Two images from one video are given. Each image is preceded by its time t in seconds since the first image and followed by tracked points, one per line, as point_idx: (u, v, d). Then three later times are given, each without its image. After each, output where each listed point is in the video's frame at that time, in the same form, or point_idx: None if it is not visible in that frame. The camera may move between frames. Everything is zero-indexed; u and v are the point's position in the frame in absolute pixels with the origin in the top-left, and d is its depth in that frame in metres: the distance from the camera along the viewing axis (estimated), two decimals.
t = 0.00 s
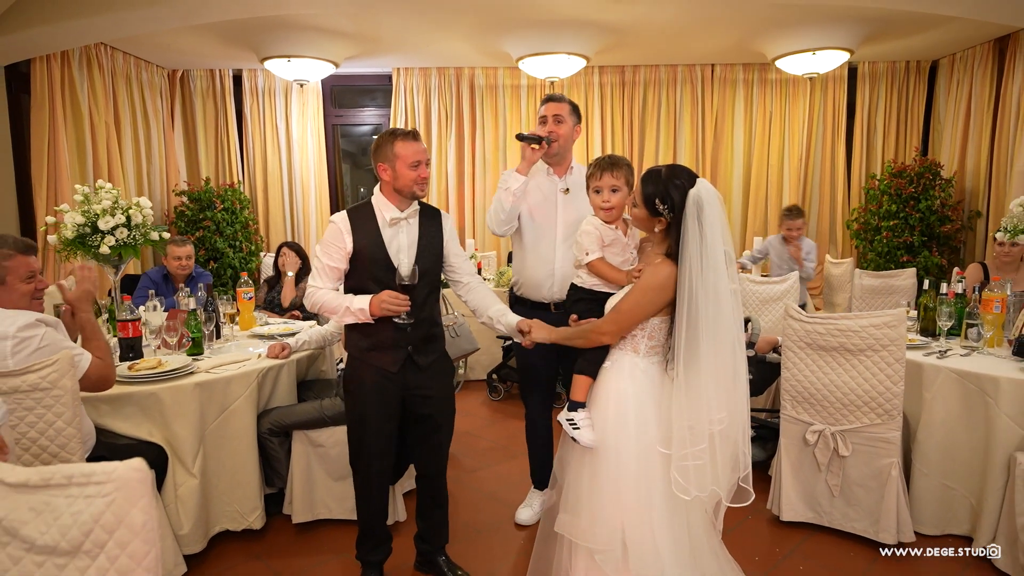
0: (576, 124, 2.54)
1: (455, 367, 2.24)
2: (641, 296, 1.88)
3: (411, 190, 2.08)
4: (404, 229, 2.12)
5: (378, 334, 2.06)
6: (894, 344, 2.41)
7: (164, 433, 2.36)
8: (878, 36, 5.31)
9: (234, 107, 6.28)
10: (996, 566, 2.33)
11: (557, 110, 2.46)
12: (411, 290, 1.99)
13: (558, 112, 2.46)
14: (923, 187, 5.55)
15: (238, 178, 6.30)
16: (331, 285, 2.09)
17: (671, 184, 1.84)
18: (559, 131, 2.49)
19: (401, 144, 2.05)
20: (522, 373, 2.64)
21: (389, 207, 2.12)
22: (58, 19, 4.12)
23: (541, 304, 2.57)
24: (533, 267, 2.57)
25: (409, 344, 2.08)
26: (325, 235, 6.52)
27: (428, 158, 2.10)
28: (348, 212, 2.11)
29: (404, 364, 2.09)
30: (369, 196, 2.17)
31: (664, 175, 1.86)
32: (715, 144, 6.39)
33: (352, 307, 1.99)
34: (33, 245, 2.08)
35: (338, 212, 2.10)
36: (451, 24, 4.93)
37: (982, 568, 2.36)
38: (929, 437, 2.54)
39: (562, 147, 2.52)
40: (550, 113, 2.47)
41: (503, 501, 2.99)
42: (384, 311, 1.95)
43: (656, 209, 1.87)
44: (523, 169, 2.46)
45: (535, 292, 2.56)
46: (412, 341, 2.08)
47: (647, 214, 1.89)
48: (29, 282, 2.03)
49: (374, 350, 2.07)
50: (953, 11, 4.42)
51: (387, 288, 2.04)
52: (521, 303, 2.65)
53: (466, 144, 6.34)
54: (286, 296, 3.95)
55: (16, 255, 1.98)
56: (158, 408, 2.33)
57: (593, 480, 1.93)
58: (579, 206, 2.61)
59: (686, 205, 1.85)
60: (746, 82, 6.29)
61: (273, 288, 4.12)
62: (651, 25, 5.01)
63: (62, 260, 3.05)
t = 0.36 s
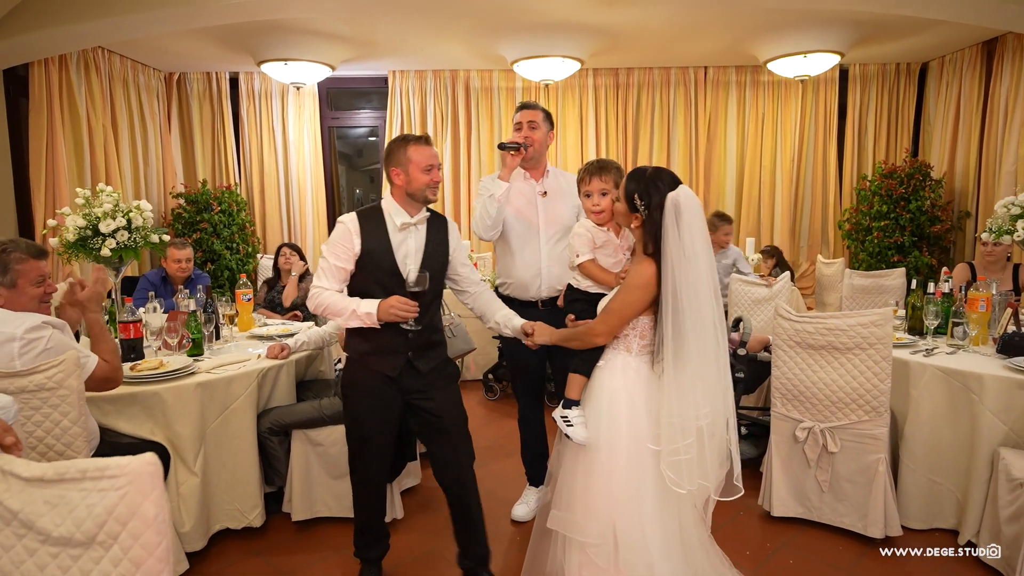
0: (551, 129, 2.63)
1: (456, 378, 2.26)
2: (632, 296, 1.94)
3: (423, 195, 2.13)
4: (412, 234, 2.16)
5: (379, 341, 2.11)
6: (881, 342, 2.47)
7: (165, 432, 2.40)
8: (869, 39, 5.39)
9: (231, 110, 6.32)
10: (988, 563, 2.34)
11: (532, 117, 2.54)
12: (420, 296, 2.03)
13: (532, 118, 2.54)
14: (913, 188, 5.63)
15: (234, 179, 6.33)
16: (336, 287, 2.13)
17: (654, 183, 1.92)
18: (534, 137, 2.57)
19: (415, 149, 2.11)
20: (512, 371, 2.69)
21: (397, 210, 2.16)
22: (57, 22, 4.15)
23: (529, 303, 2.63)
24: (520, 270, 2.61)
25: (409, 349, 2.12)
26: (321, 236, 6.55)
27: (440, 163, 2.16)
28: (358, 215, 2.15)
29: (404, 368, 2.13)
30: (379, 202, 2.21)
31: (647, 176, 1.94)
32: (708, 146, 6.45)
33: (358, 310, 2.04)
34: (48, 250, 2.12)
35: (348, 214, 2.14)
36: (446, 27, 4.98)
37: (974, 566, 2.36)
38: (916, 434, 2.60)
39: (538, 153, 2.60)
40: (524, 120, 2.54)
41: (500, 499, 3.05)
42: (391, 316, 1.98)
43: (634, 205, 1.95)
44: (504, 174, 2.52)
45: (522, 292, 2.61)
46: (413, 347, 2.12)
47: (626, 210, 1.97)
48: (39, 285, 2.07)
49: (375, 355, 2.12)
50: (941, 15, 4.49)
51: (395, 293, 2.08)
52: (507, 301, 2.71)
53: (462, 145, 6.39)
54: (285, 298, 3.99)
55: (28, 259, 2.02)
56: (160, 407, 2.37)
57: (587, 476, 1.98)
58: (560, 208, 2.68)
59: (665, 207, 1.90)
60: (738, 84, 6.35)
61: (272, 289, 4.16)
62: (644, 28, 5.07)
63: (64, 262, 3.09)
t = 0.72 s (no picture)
0: (538, 132, 2.72)
1: (496, 386, 2.25)
2: (619, 292, 1.98)
3: (485, 202, 2.08)
4: (468, 241, 2.10)
5: (426, 347, 2.10)
6: (868, 340, 2.50)
7: (162, 431, 2.43)
8: (861, 40, 5.43)
9: (228, 111, 6.35)
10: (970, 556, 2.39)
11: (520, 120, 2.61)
12: (470, 303, 2.04)
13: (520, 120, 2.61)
14: (906, 188, 5.67)
15: (231, 180, 6.36)
16: (388, 291, 2.11)
17: (633, 179, 1.98)
18: (523, 140, 2.66)
19: (479, 153, 2.03)
20: (507, 368, 2.75)
21: (454, 217, 2.08)
22: (54, 24, 4.18)
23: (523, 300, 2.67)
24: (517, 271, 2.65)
25: (453, 355, 2.12)
26: (317, 237, 6.58)
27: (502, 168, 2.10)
28: (415, 219, 2.07)
29: (448, 374, 2.13)
30: (432, 205, 2.12)
31: (626, 173, 2.00)
32: (703, 146, 6.49)
33: (409, 318, 2.03)
34: (52, 255, 2.16)
35: (404, 218, 2.06)
36: (441, 29, 5.02)
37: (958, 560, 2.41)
38: (903, 430, 2.64)
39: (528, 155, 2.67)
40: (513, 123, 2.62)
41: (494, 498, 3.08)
42: (442, 325, 2.00)
43: (614, 200, 2.01)
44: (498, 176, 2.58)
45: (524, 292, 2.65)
46: (457, 352, 2.12)
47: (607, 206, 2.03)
48: (41, 288, 2.10)
49: (418, 360, 2.11)
50: (932, 17, 4.53)
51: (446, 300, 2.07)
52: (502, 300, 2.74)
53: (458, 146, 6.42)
54: (283, 298, 4.02)
55: (32, 262, 2.06)
56: (156, 406, 2.40)
57: (579, 470, 2.01)
58: (550, 208, 2.73)
59: (643, 204, 1.96)
60: (733, 85, 6.39)
61: (268, 289, 4.18)
62: (637, 30, 5.11)
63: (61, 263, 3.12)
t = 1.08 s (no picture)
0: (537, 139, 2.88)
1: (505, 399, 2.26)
2: (604, 292, 2.02)
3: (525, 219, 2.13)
4: (502, 253, 2.15)
5: (446, 352, 2.12)
6: (851, 342, 2.54)
7: (157, 432, 2.47)
8: (851, 45, 5.49)
9: (226, 115, 6.40)
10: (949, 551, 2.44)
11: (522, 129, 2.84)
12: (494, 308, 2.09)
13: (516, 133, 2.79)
14: (898, 191, 5.72)
15: (229, 184, 6.41)
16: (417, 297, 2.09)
17: (630, 183, 2.03)
18: (526, 146, 2.86)
19: (521, 171, 2.07)
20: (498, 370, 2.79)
21: (494, 231, 2.11)
22: (53, 31, 4.24)
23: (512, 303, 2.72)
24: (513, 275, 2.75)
25: (467, 358, 2.15)
26: (315, 240, 6.63)
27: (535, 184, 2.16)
28: (454, 230, 2.08)
29: (462, 378, 2.16)
30: (469, 219, 2.12)
31: (624, 177, 2.04)
32: (697, 150, 6.54)
33: (440, 321, 2.03)
34: (54, 260, 2.21)
35: (442, 227, 2.08)
36: (436, 35, 5.07)
37: (938, 557, 2.46)
38: (887, 430, 2.67)
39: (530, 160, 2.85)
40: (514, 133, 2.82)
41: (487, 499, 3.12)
42: (475, 326, 1.99)
43: (617, 204, 2.03)
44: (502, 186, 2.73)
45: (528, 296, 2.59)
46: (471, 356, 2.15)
47: (608, 210, 2.03)
48: (44, 290, 2.13)
49: (435, 363, 2.13)
50: (920, 22, 4.59)
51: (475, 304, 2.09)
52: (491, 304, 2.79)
53: (454, 150, 6.47)
54: (280, 301, 4.05)
55: (36, 265, 2.11)
56: (152, 408, 2.44)
57: (564, 468, 2.05)
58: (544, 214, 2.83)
59: (645, 202, 2.03)
60: (726, 89, 6.45)
61: (265, 293, 4.22)
62: (630, 35, 5.16)
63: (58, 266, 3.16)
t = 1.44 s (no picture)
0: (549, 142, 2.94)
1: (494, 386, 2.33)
2: (589, 294, 2.05)
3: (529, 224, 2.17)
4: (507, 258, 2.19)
5: (445, 352, 2.15)
6: (835, 341, 2.58)
7: (152, 430, 2.51)
8: (845, 47, 5.52)
9: (223, 117, 6.44)
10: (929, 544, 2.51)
11: (533, 132, 2.88)
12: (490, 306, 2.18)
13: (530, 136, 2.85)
14: (892, 191, 5.75)
15: (227, 185, 6.45)
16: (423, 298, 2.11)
17: (613, 186, 2.07)
18: (538, 149, 2.91)
19: (523, 178, 2.10)
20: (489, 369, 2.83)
21: (502, 237, 2.13)
22: (52, 35, 4.28)
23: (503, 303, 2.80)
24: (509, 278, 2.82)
25: (464, 358, 2.19)
26: (313, 241, 6.68)
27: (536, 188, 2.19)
28: (464, 235, 2.10)
29: (459, 377, 2.20)
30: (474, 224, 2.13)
31: (608, 179, 2.08)
32: (692, 151, 6.58)
33: (447, 321, 2.06)
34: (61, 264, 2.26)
35: (453, 232, 2.09)
36: (432, 37, 5.11)
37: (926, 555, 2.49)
38: (873, 428, 2.71)
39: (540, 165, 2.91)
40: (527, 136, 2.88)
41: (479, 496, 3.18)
42: (483, 326, 2.04)
43: (601, 207, 2.08)
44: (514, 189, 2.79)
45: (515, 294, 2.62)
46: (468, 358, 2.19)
47: (593, 213, 2.10)
48: (50, 293, 2.18)
49: (435, 362, 2.16)
50: (911, 24, 4.62)
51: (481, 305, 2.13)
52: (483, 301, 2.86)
53: (450, 152, 6.52)
54: (276, 301, 4.09)
55: (42, 269, 2.16)
56: (147, 407, 2.48)
57: (553, 463, 2.06)
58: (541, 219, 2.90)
59: (630, 204, 2.07)
60: (721, 90, 6.49)
61: (262, 293, 4.25)
62: (624, 37, 5.20)
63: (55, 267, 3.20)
